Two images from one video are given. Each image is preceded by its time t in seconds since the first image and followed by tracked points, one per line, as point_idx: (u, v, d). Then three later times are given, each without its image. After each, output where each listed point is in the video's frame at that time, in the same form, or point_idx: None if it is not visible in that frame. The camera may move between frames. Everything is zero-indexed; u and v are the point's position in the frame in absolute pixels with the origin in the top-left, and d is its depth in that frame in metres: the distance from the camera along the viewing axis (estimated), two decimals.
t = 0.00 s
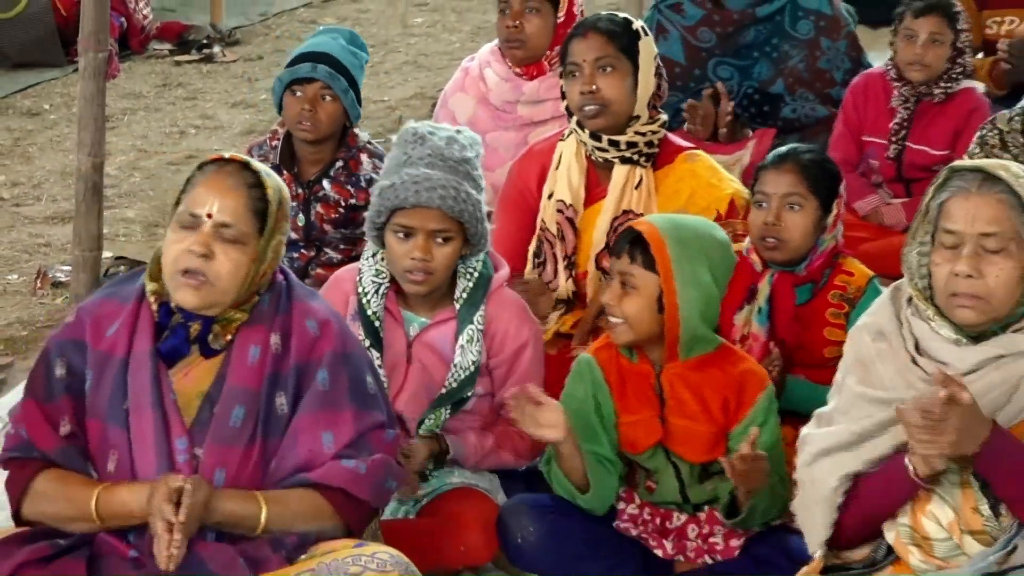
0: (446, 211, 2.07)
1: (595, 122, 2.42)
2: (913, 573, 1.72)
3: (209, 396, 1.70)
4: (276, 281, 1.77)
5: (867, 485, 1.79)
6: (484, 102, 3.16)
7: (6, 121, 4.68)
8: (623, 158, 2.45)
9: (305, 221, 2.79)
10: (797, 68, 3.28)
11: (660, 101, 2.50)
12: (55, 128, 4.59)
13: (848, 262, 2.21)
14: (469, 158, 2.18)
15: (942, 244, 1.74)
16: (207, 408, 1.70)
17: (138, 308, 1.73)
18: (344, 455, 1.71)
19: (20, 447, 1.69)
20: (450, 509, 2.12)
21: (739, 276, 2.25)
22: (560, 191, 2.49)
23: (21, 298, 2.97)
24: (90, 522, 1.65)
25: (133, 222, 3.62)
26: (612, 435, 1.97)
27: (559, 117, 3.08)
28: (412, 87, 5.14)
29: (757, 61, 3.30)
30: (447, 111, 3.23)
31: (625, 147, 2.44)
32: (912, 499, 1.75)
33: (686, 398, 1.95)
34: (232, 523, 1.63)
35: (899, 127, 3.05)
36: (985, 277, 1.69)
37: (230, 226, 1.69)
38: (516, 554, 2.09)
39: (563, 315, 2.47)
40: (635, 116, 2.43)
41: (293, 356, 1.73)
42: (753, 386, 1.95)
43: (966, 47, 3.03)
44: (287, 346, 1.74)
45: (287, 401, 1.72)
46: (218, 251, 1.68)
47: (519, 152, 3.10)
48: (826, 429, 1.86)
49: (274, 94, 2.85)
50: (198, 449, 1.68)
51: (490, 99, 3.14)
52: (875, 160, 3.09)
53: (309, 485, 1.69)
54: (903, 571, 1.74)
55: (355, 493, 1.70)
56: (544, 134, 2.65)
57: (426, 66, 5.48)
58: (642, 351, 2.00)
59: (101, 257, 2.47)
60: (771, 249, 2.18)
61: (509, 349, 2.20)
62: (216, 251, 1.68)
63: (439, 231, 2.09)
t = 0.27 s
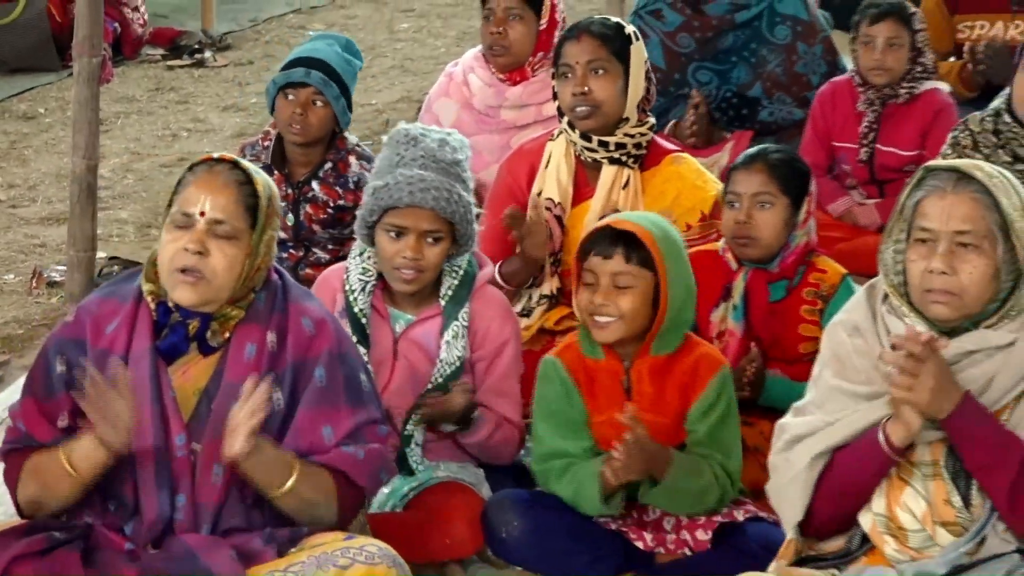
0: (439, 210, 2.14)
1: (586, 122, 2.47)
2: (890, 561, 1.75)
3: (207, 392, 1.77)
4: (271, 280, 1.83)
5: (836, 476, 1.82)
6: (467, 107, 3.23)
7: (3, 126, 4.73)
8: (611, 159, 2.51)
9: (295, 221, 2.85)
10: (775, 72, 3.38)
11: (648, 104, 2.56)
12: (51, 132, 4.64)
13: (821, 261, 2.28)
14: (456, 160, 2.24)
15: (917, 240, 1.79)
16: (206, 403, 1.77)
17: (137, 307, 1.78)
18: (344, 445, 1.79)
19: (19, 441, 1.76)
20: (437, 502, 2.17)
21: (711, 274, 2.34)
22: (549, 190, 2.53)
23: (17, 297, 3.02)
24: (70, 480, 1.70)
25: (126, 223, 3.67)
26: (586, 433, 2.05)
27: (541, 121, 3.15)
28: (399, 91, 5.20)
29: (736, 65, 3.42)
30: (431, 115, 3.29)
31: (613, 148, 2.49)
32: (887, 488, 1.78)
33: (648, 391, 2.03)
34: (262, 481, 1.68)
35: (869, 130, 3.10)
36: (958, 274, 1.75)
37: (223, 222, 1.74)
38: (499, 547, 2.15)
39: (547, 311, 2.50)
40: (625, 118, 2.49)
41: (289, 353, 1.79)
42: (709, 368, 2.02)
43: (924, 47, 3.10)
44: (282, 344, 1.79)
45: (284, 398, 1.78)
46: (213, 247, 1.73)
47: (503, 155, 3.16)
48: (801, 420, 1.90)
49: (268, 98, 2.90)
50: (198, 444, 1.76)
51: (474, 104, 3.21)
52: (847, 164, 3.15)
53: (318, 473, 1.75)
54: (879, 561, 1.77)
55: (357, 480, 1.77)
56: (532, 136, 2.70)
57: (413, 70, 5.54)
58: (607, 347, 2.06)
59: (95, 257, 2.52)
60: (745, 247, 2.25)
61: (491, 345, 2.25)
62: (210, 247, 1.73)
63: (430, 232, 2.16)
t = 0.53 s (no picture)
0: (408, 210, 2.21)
1: (580, 126, 2.53)
2: (863, 555, 1.92)
3: (186, 386, 1.82)
4: (248, 276, 1.88)
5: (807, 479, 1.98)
6: (452, 112, 3.31)
7: None
8: (602, 163, 2.57)
9: (284, 224, 2.91)
10: (749, 79, 3.47)
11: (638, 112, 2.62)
12: (48, 136, 4.70)
13: (791, 259, 2.37)
14: (418, 156, 2.31)
15: (889, 243, 1.93)
16: (185, 398, 1.82)
17: (122, 308, 1.85)
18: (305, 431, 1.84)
19: (12, 438, 1.83)
20: (423, 495, 2.25)
21: (683, 277, 2.41)
22: (541, 191, 2.59)
23: (15, 298, 3.08)
24: (81, 477, 1.77)
25: (121, 226, 3.73)
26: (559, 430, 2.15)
27: (523, 127, 3.24)
28: (387, 96, 5.27)
29: (712, 72, 3.49)
30: (416, 119, 3.38)
31: (604, 153, 2.56)
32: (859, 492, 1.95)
33: (625, 378, 2.16)
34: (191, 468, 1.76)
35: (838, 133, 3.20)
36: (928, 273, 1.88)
37: (184, 224, 1.80)
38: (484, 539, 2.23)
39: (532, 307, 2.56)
40: (617, 124, 2.55)
41: (267, 347, 1.85)
42: (671, 350, 2.17)
43: (892, 53, 3.21)
44: (260, 338, 1.86)
45: (261, 389, 1.85)
46: (179, 249, 1.79)
47: (486, 159, 3.26)
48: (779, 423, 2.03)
49: (257, 105, 2.97)
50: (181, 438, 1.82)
51: (458, 110, 3.30)
52: (821, 166, 3.25)
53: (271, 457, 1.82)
54: (853, 554, 1.94)
55: (316, 466, 1.82)
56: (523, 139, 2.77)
57: (400, 76, 5.61)
58: (582, 345, 2.17)
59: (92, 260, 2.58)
60: (714, 245, 2.34)
61: (466, 339, 2.34)
62: (176, 250, 1.79)
63: (402, 230, 2.24)
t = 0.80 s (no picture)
0: (375, 206, 2.28)
1: (573, 130, 2.60)
2: (843, 548, 1.98)
3: (168, 381, 1.89)
4: (225, 272, 1.95)
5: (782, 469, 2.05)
6: (445, 116, 3.41)
7: (3, 135, 4.85)
8: (593, 167, 2.63)
9: (282, 225, 2.98)
10: (733, 85, 3.61)
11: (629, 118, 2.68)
12: (51, 141, 4.76)
13: (768, 258, 2.44)
14: (377, 152, 2.36)
15: (866, 244, 2.01)
16: (167, 392, 1.89)
17: (103, 311, 1.93)
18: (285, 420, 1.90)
19: (1, 442, 1.92)
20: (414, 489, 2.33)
21: (665, 277, 2.52)
22: (533, 193, 2.66)
23: (19, 298, 3.14)
24: (66, 480, 1.86)
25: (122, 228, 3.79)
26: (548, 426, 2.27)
27: (515, 130, 3.33)
28: (381, 101, 5.34)
29: (697, 78, 3.63)
30: (410, 124, 3.46)
31: (596, 157, 2.62)
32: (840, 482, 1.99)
33: (610, 370, 2.26)
34: (173, 462, 1.83)
35: (818, 138, 3.43)
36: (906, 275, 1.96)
37: (136, 224, 1.86)
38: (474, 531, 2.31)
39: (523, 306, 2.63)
40: (608, 129, 2.61)
41: (245, 340, 1.91)
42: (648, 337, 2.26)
43: (872, 61, 3.42)
44: (238, 332, 1.92)
45: (240, 381, 1.91)
46: (136, 249, 1.85)
47: (478, 162, 3.34)
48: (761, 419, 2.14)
49: (253, 110, 3.04)
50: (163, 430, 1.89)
51: (451, 113, 3.39)
52: (801, 169, 3.47)
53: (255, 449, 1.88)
54: (835, 546, 2.00)
55: (297, 453, 1.89)
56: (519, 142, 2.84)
57: (393, 82, 5.68)
58: (569, 341, 2.27)
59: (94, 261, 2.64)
60: (688, 244, 2.43)
61: (437, 325, 2.41)
62: (134, 250, 1.85)
63: (371, 227, 2.30)
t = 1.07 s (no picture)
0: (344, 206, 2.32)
1: (560, 136, 2.68)
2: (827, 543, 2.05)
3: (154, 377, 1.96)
4: (211, 271, 2.01)
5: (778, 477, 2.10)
6: (439, 120, 3.50)
7: (7, 139, 4.90)
8: (580, 170, 2.72)
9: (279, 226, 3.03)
10: (720, 89, 3.69)
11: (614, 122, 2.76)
12: (53, 145, 4.81)
13: (753, 259, 2.57)
14: (350, 152, 2.40)
15: (850, 245, 2.06)
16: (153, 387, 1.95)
17: (93, 313, 2.01)
18: (268, 407, 1.95)
19: None
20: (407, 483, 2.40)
21: (653, 273, 2.64)
22: (521, 197, 2.74)
23: (22, 298, 3.19)
24: (48, 463, 1.91)
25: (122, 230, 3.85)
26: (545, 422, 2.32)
27: (507, 132, 3.43)
28: (375, 106, 5.40)
29: (685, 83, 3.70)
30: (405, 128, 3.55)
31: (583, 161, 2.70)
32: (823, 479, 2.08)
33: (608, 364, 2.33)
34: (168, 427, 1.86)
35: (805, 141, 3.52)
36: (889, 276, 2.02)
37: (113, 227, 1.92)
38: (467, 524, 2.37)
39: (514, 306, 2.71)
40: (594, 133, 2.70)
41: (228, 335, 1.97)
42: (644, 334, 2.33)
43: (856, 66, 3.51)
44: (222, 327, 1.98)
45: (225, 373, 1.97)
46: (117, 251, 1.91)
47: (472, 164, 3.46)
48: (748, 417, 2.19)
49: (248, 113, 3.11)
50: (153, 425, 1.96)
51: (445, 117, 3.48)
52: (787, 171, 3.57)
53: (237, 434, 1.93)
54: (817, 541, 2.07)
55: (280, 438, 1.94)
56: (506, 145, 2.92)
57: (387, 87, 5.73)
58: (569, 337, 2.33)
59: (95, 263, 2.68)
60: (674, 245, 2.56)
61: (427, 324, 2.49)
62: (115, 253, 1.91)
63: (346, 227, 2.35)
